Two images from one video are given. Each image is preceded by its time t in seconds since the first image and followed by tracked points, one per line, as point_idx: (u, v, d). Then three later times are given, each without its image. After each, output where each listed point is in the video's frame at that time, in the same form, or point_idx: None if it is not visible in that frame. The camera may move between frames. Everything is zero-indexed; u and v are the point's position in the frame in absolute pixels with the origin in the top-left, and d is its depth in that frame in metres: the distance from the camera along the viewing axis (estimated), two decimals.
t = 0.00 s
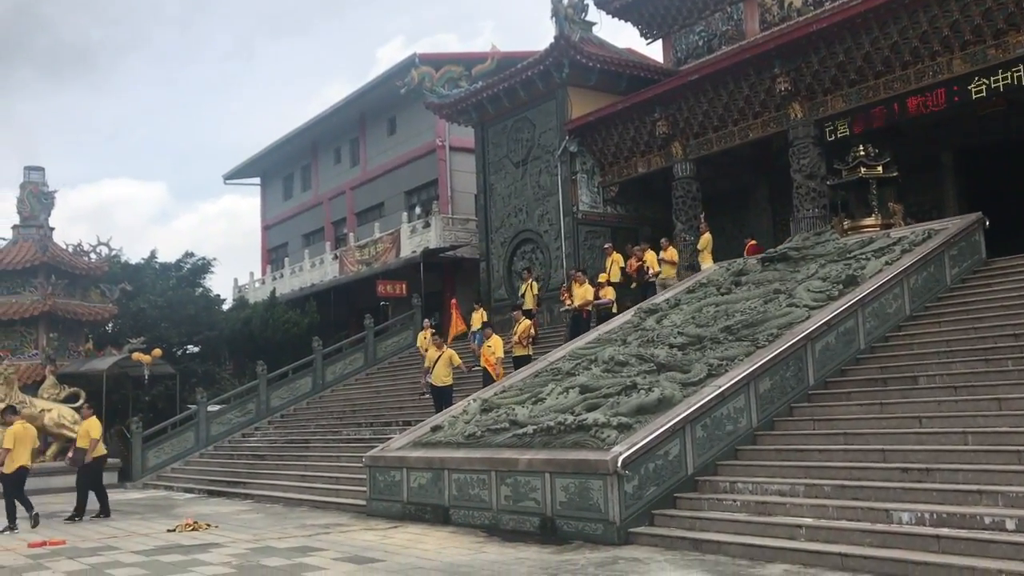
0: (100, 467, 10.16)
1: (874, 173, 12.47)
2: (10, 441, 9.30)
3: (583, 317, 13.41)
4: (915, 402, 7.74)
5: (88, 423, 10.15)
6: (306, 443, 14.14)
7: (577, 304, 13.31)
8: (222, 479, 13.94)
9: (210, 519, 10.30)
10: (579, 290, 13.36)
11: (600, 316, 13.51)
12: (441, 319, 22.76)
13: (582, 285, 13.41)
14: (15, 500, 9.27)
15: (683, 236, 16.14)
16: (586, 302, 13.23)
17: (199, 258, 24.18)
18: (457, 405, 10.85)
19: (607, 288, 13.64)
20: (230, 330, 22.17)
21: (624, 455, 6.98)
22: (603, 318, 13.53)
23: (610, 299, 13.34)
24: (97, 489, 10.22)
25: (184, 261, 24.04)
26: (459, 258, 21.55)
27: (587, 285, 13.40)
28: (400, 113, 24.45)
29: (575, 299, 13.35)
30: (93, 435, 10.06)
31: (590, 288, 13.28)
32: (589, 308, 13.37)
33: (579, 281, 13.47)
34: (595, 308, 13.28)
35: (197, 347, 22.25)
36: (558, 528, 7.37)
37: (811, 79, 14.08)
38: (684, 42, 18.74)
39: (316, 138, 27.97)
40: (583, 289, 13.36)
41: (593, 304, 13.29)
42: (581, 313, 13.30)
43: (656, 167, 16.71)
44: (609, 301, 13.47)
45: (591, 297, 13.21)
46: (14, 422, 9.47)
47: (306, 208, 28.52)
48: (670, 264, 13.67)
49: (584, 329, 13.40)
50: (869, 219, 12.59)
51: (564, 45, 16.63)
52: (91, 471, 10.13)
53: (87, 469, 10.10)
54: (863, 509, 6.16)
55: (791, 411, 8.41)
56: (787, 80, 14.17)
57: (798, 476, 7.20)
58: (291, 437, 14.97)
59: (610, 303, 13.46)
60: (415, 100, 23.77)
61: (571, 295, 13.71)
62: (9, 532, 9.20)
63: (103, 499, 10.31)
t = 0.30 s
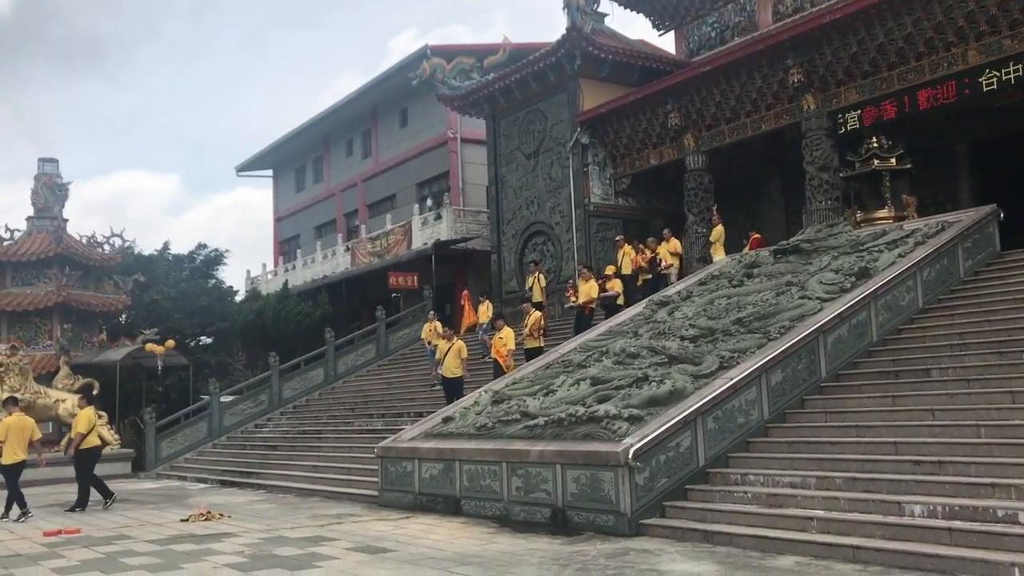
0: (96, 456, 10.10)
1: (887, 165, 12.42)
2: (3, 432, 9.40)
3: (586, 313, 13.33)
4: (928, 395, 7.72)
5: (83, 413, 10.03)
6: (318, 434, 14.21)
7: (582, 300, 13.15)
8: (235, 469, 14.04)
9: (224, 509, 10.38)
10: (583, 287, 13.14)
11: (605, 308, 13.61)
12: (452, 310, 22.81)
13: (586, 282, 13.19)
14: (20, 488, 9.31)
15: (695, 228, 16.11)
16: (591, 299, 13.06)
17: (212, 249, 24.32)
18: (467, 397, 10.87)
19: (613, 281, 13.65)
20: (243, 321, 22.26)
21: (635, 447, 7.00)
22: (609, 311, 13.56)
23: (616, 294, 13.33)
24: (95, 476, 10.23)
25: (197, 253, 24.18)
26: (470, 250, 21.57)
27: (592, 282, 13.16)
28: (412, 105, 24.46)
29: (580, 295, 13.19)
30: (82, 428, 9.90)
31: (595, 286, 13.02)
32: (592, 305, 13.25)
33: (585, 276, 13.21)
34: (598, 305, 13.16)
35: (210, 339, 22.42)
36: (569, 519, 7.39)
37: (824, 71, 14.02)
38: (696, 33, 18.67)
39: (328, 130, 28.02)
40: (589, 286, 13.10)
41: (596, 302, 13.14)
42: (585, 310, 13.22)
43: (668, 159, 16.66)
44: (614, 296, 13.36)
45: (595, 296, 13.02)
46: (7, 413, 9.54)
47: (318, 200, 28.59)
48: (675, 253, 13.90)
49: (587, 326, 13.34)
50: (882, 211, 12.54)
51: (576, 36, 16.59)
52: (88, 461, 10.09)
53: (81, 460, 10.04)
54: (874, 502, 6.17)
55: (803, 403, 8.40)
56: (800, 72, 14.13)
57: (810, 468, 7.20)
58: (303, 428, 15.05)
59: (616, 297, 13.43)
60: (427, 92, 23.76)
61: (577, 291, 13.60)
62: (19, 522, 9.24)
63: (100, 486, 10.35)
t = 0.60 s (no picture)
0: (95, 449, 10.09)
1: (900, 156, 12.34)
2: (4, 423, 9.44)
3: (593, 307, 13.33)
4: (941, 386, 7.69)
5: (80, 404, 10.08)
6: (330, 426, 14.26)
7: (588, 293, 13.18)
8: (248, 461, 14.11)
9: (236, 501, 10.44)
10: (589, 279, 13.22)
11: (612, 304, 13.54)
12: (463, 303, 22.84)
13: (592, 274, 13.27)
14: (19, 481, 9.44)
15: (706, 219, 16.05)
16: (597, 292, 13.07)
17: (224, 242, 24.41)
18: (478, 389, 10.89)
19: (620, 275, 13.65)
20: (254, 314, 22.34)
21: (647, 439, 7.00)
22: (618, 304, 13.54)
23: (624, 288, 13.31)
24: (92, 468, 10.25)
25: (209, 246, 24.28)
26: (481, 242, 21.58)
27: (598, 274, 13.24)
28: (422, 97, 24.45)
29: (585, 288, 13.22)
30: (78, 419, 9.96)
31: (600, 277, 13.12)
32: (599, 298, 13.26)
33: (590, 270, 13.29)
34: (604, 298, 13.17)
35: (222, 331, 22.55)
36: (580, 511, 7.40)
37: (836, 61, 13.94)
38: (708, 24, 18.58)
39: (338, 122, 28.05)
40: (594, 278, 13.19)
41: (602, 294, 13.18)
42: (592, 303, 13.21)
43: (679, 151, 16.59)
44: (622, 290, 13.36)
45: (601, 288, 13.08)
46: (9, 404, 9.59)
47: (329, 192, 28.63)
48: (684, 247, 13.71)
49: (593, 319, 13.35)
50: (894, 203, 12.47)
51: (587, 27, 16.53)
52: (87, 453, 10.08)
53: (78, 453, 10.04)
54: (887, 494, 6.14)
55: (815, 395, 8.38)
56: (812, 62, 14.07)
57: (822, 460, 7.18)
58: (315, 420, 15.11)
59: (624, 291, 13.45)
60: (437, 84, 23.75)
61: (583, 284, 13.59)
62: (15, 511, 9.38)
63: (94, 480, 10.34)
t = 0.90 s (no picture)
0: (91, 445, 10.08)
1: (910, 148, 12.27)
2: None
3: (599, 303, 13.31)
4: (952, 379, 7.67)
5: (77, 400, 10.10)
6: (341, 420, 14.30)
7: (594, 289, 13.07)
8: (258, 455, 14.16)
9: (247, 495, 10.49)
10: (594, 274, 13.12)
11: (620, 299, 13.51)
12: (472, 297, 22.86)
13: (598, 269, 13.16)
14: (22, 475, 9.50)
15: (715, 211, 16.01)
16: (602, 287, 13.03)
17: (233, 237, 24.47)
18: (487, 383, 10.91)
19: (627, 271, 13.61)
20: (264, 308, 22.39)
21: (656, 432, 7.00)
22: (625, 299, 13.54)
23: (631, 283, 13.26)
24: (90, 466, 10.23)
25: (219, 241, 24.35)
26: (490, 236, 21.58)
27: (603, 269, 13.12)
28: (430, 91, 24.45)
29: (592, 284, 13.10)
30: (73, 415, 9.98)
31: (606, 273, 12.94)
32: (605, 294, 13.25)
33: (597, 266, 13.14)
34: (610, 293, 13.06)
35: (232, 326, 22.65)
36: (590, 504, 7.40)
37: (846, 53, 13.87)
38: (717, 16, 18.51)
39: (347, 116, 28.08)
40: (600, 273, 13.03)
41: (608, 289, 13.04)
42: (597, 300, 13.19)
43: (688, 144, 16.54)
44: (629, 286, 13.35)
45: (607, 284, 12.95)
46: None
47: (338, 187, 28.66)
48: (690, 240, 13.66)
49: (599, 315, 13.34)
50: (905, 195, 12.40)
51: (595, 20, 16.48)
52: (84, 449, 10.07)
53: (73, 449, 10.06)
54: (898, 487, 6.13)
55: (825, 388, 8.37)
56: (821, 54, 14.01)
57: (831, 453, 7.18)
58: (325, 414, 15.15)
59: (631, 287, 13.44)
60: (445, 78, 23.75)
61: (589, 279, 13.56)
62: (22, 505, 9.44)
63: (95, 475, 10.34)
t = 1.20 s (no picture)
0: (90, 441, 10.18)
1: (922, 141, 12.20)
2: None
3: (607, 300, 13.31)
4: (964, 374, 7.63)
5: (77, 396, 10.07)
6: (353, 416, 14.35)
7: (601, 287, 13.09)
8: (270, 451, 14.22)
9: (259, 490, 10.53)
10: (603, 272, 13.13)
11: (630, 294, 13.50)
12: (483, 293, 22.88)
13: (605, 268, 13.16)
14: (7, 474, 9.43)
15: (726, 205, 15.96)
16: (610, 285, 13.03)
17: (245, 234, 24.56)
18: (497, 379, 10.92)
19: (636, 267, 13.58)
20: (276, 305, 22.46)
21: (667, 428, 7.00)
22: (635, 295, 13.53)
23: (640, 279, 13.24)
24: (85, 457, 10.36)
25: (230, 237, 24.44)
26: (500, 232, 21.59)
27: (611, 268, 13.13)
28: (440, 87, 24.46)
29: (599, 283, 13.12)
30: (82, 412, 9.97)
31: (613, 271, 12.96)
32: (611, 292, 13.24)
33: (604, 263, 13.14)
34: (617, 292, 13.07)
35: (243, 322, 22.91)
36: (601, 500, 7.41)
37: (857, 47, 13.80)
38: (727, 11, 18.45)
39: (357, 113, 28.12)
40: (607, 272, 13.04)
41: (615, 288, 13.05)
42: (604, 298, 13.19)
43: (698, 139, 16.49)
44: (637, 282, 13.34)
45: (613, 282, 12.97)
46: None
47: (349, 183, 28.71)
48: (700, 235, 13.64)
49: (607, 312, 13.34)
50: (917, 189, 12.34)
51: (605, 16, 16.44)
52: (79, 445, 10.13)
53: (72, 444, 10.10)
54: (911, 482, 6.11)
55: (837, 383, 8.35)
56: (832, 48, 13.94)
57: (844, 448, 7.16)
58: (336, 410, 15.20)
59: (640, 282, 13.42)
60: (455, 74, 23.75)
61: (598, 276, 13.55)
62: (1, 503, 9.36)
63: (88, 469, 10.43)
